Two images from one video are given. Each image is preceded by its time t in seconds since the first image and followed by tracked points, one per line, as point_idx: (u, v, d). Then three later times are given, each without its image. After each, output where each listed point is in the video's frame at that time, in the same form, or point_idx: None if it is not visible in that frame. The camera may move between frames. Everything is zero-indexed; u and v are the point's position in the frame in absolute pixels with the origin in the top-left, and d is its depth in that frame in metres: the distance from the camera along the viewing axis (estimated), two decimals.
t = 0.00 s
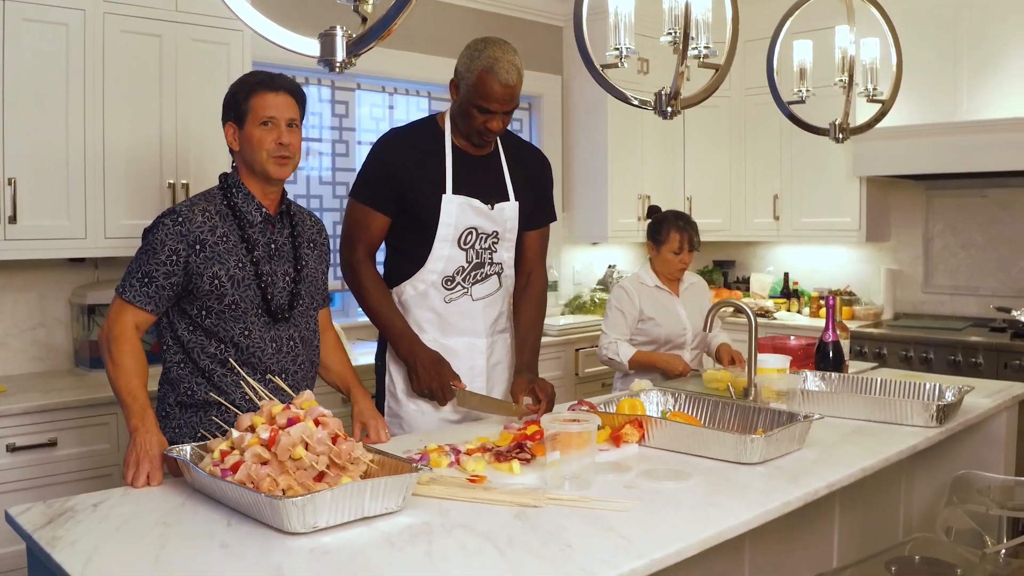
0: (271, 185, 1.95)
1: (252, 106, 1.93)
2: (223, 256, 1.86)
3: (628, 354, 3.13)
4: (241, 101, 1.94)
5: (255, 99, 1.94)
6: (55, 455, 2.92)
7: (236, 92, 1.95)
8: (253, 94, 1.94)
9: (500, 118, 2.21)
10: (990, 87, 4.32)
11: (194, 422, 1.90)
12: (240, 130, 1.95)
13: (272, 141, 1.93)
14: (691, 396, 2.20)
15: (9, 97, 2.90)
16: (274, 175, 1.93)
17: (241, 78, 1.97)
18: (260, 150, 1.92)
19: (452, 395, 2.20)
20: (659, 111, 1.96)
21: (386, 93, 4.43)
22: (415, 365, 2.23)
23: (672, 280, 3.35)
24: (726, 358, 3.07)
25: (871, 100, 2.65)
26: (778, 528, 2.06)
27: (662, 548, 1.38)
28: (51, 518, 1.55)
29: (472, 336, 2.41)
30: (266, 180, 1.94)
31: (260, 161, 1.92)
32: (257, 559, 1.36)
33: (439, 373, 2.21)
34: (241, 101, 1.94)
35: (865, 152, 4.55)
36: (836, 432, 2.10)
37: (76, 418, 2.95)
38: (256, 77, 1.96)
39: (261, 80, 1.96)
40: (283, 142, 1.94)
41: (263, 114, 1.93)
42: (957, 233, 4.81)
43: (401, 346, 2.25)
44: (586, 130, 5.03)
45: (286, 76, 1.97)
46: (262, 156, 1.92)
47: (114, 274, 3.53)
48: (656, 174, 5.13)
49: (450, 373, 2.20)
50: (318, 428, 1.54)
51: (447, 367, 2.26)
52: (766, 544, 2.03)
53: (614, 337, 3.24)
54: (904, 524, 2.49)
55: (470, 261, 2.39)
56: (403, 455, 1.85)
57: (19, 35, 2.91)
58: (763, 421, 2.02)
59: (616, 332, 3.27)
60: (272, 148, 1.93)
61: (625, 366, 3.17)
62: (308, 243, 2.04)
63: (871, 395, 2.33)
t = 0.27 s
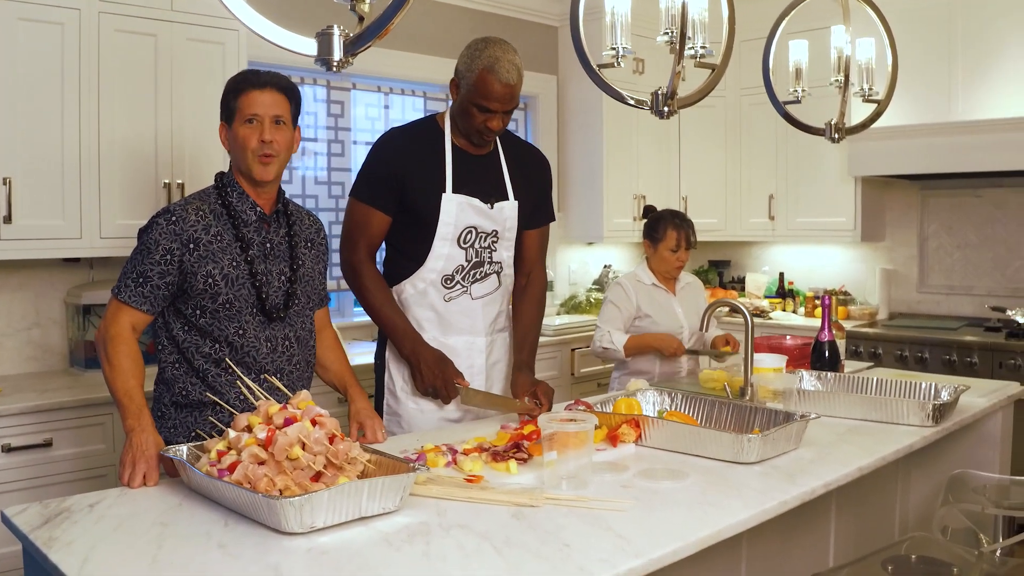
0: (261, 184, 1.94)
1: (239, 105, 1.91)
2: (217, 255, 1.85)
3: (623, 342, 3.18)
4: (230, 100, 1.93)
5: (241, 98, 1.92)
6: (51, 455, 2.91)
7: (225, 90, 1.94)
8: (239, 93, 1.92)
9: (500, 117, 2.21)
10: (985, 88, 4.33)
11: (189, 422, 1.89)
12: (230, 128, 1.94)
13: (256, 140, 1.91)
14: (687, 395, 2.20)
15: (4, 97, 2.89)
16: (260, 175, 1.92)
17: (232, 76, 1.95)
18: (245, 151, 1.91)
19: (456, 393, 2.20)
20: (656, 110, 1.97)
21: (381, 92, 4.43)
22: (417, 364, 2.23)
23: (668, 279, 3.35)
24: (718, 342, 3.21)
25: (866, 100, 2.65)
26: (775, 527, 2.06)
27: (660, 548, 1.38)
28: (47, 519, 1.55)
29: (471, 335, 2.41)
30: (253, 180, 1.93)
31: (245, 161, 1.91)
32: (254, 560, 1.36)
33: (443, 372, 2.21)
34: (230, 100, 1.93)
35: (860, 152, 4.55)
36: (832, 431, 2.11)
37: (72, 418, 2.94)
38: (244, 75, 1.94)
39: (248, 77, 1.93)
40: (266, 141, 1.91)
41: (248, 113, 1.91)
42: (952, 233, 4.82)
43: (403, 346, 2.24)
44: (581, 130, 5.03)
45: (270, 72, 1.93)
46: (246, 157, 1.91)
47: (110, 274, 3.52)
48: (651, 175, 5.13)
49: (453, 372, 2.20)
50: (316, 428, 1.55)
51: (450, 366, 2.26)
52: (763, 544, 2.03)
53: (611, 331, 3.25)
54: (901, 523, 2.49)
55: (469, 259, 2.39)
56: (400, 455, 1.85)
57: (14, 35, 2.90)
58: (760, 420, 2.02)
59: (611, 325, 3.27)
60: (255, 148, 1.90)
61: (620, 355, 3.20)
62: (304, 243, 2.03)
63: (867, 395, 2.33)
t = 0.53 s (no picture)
0: (257, 187, 1.93)
1: (235, 107, 1.90)
2: (212, 257, 1.84)
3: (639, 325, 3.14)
4: (227, 101, 1.91)
5: (239, 99, 1.90)
6: (47, 456, 2.90)
7: (221, 91, 1.93)
8: (236, 94, 1.91)
9: (500, 117, 2.20)
10: (983, 87, 4.33)
11: (186, 423, 1.89)
12: (227, 130, 1.93)
13: (253, 143, 1.90)
14: (685, 396, 2.19)
15: None
16: (257, 177, 1.91)
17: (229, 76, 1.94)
18: (242, 153, 1.90)
19: (454, 396, 2.19)
20: (654, 110, 1.96)
21: (378, 92, 4.42)
22: (417, 366, 2.22)
23: (666, 277, 3.35)
24: (726, 329, 3.25)
25: (864, 99, 2.64)
26: (773, 528, 2.06)
27: (659, 549, 1.38)
28: (43, 520, 1.54)
29: (470, 335, 2.40)
30: (249, 182, 1.92)
31: (242, 163, 1.90)
32: (250, 561, 1.35)
33: (442, 374, 2.21)
34: (227, 101, 1.91)
35: (858, 152, 4.55)
36: (831, 431, 2.10)
37: (68, 419, 2.93)
38: (241, 76, 1.93)
39: (245, 78, 1.92)
40: (263, 144, 1.90)
41: (245, 115, 1.90)
42: (950, 233, 4.82)
43: (402, 346, 2.24)
44: (579, 130, 5.02)
45: (269, 74, 1.92)
46: (242, 159, 1.90)
47: (106, 274, 3.51)
48: (649, 175, 5.13)
49: (452, 373, 2.19)
50: (313, 430, 1.54)
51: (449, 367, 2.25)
52: (761, 545, 2.03)
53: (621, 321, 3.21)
54: (899, 524, 2.49)
55: (469, 259, 2.38)
56: (397, 456, 1.84)
57: (10, 34, 2.89)
58: (758, 421, 2.02)
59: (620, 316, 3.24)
60: (251, 150, 1.90)
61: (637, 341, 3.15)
62: (300, 243, 2.02)
63: (866, 395, 2.33)
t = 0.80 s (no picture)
0: (253, 187, 1.92)
1: (233, 106, 1.89)
2: (208, 258, 1.84)
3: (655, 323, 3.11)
4: (224, 100, 1.90)
5: (237, 98, 1.89)
6: (42, 457, 2.88)
7: (219, 90, 1.91)
8: (234, 93, 1.90)
9: (497, 116, 2.19)
10: (981, 88, 4.32)
11: (182, 424, 1.88)
12: (223, 129, 1.92)
13: (250, 143, 1.89)
14: (683, 397, 2.19)
15: None
16: (254, 177, 1.90)
17: (228, 74, 1.93)
18: (239, 152, 1.89)
19: (452, 397, 2.18)
20: (651, 110, 1.95)
21: (376, 92, 4.41)
22: (415, 367, 2.22)
23: (665, 277, 3.34)
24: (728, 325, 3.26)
25: (862, 99, 2.64)
26: (771, 529, 2.05)
27: (656, 551, 1.37)
28: (37, 523, 1.53)
29: (468, 335, 2.40)
30: (246, 182, 1.91)
31: (239, 163, 1.89)
32: (246, 564, 1.34)
33: (439, 376, 2.20)
34: (224, 99, 1.90)
35: (856, 152, 4.54)
36: (829, 432, 2.10)
37: (64, 420, 2.92)
38: (239, 75, 1.92)
39: (243, 77, 1.91)
40: (260, 144, 1.90)
41: (242, 115, 1.89)
42: (948, 233, 4.82)
43: (399, 347, 2.23)
44: (576, 130, 5.02)
45: (268, 74, 1.91)
46: (240, 159, 1.89)
47: (103, 275, 3.50)
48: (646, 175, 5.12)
49: (450, 376, 2.18)
50: (309, 431, 1.53)
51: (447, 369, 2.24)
52: (760, 547, 2.02)
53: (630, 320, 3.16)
54: (897, 525, 2.48)
55: (466, 259, 2.37)
56: (394, 458, 1.83)
57: (6, 34, 2.88)
58: (757, 422, 2.01)
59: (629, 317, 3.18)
60: (249, 150, 1.89)
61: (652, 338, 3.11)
62: (296, 243, 2.01)
63: (864, 396, 2.32)
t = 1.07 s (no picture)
0: (252, 186, 1.91)
1: (232, 105, 1.87)
2: (206, 258, 1.82)
3: (619, 335, 3.13)
4: (223, 100, 1.88)
5: (236, 98, 1.88)
6: (39, 459, 2.87)
7: (218, 88, 1.90)
8: (234, 92, 1.88)
9: (495, 116, 2.18)
10: (980, 87, 4.31)
11: (177, 426, 1.86)
12: (222, 129, 1.90)
13: (249, 143, 1.88)
14: (683, 398, 2.18)
15: None
16: (252, 177, 1.89)
17: (229, 72, 1.91)
18: (238, 152, 1.87)
19: (450, 399, 2.16)
20: (651, 109, 1.94)
21: (374, 92, 4.40)
22: (415, 369, 2.20)
23: (660, 278, 3.33)
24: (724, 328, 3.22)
25: (862, 99, 2.63)
26: (771, 532, 2.04)
27: (656, 555, 1.36)
28: (32, 526, 1.52)
29: (465, 336, 2.38)
30: (245, 182, 1.90)
31: (237, 162, 1.88)
32: (241, 568, 1.33)
33: (438, 378, 2.18)
34: (224, 97, 1.88)
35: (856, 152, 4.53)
36: (829, 434, 2.08)
37: (60, 421, 2.90)
38: (239, 74, 1.90)
39: (243, 76, 1.89)
40: (260, 144, 1.88)
41: (242, 114, 1.87)
42: (947, 233, 4.81)
43: (397, 349, 2.21)
44: (575, 130, 5.01)
45: (268, 73, 1.90)
46: (239, 158, 1.88)
47: (99, 275, 3.48)
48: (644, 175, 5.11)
49: (448, 379, 2.17)
50: (305, 433, 1.52)
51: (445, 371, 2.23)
52: (759, 549, 2.01)
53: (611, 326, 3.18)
54: (897, 527, 2.47)
55: (464, 259, 2.36)
56: (391, 460, 1.82)
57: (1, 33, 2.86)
58: (756, 423, 2.00)
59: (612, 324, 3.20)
60: (248, 150, 1.87)
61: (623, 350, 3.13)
62: (293, 244, 2.00)
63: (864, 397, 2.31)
